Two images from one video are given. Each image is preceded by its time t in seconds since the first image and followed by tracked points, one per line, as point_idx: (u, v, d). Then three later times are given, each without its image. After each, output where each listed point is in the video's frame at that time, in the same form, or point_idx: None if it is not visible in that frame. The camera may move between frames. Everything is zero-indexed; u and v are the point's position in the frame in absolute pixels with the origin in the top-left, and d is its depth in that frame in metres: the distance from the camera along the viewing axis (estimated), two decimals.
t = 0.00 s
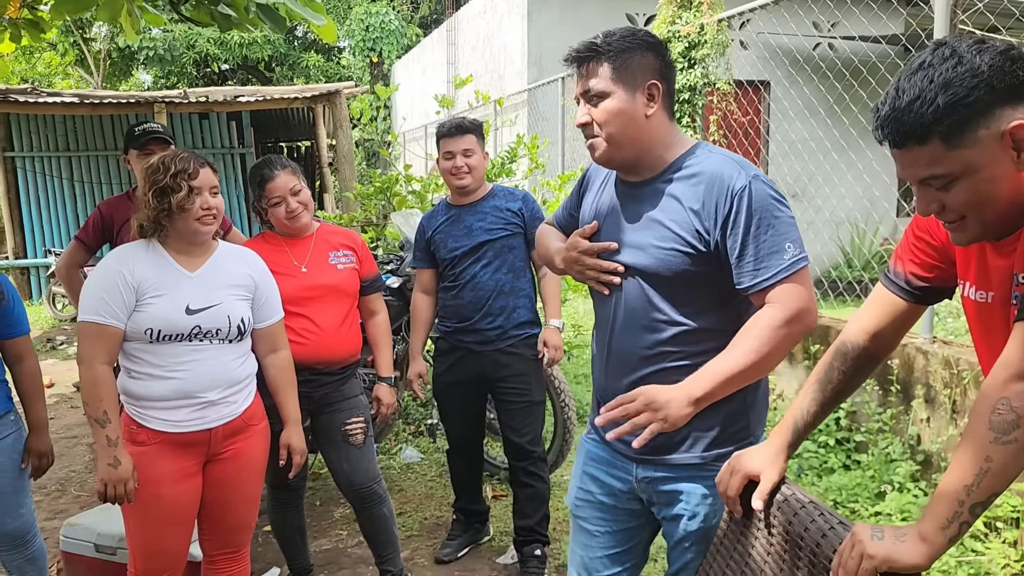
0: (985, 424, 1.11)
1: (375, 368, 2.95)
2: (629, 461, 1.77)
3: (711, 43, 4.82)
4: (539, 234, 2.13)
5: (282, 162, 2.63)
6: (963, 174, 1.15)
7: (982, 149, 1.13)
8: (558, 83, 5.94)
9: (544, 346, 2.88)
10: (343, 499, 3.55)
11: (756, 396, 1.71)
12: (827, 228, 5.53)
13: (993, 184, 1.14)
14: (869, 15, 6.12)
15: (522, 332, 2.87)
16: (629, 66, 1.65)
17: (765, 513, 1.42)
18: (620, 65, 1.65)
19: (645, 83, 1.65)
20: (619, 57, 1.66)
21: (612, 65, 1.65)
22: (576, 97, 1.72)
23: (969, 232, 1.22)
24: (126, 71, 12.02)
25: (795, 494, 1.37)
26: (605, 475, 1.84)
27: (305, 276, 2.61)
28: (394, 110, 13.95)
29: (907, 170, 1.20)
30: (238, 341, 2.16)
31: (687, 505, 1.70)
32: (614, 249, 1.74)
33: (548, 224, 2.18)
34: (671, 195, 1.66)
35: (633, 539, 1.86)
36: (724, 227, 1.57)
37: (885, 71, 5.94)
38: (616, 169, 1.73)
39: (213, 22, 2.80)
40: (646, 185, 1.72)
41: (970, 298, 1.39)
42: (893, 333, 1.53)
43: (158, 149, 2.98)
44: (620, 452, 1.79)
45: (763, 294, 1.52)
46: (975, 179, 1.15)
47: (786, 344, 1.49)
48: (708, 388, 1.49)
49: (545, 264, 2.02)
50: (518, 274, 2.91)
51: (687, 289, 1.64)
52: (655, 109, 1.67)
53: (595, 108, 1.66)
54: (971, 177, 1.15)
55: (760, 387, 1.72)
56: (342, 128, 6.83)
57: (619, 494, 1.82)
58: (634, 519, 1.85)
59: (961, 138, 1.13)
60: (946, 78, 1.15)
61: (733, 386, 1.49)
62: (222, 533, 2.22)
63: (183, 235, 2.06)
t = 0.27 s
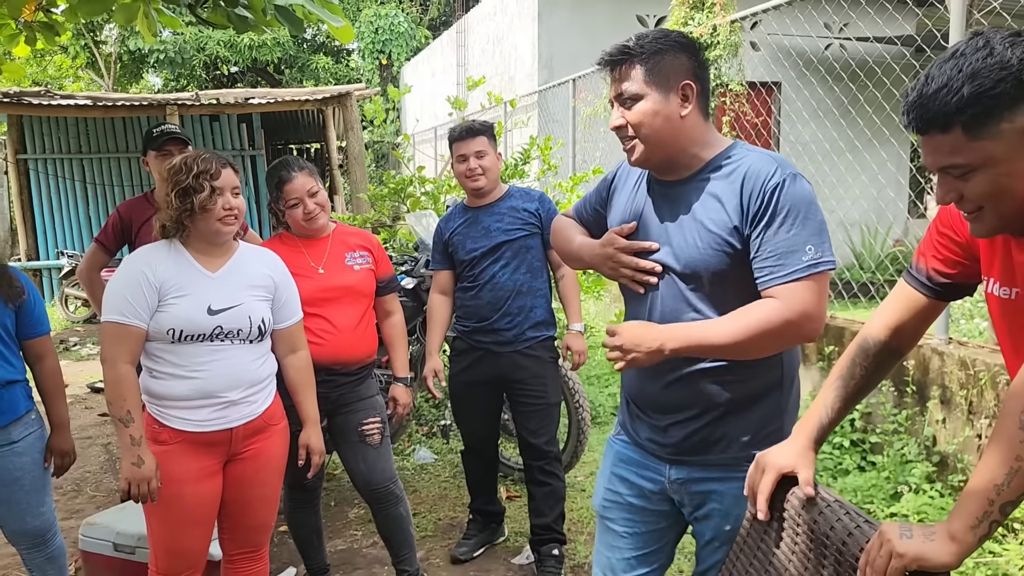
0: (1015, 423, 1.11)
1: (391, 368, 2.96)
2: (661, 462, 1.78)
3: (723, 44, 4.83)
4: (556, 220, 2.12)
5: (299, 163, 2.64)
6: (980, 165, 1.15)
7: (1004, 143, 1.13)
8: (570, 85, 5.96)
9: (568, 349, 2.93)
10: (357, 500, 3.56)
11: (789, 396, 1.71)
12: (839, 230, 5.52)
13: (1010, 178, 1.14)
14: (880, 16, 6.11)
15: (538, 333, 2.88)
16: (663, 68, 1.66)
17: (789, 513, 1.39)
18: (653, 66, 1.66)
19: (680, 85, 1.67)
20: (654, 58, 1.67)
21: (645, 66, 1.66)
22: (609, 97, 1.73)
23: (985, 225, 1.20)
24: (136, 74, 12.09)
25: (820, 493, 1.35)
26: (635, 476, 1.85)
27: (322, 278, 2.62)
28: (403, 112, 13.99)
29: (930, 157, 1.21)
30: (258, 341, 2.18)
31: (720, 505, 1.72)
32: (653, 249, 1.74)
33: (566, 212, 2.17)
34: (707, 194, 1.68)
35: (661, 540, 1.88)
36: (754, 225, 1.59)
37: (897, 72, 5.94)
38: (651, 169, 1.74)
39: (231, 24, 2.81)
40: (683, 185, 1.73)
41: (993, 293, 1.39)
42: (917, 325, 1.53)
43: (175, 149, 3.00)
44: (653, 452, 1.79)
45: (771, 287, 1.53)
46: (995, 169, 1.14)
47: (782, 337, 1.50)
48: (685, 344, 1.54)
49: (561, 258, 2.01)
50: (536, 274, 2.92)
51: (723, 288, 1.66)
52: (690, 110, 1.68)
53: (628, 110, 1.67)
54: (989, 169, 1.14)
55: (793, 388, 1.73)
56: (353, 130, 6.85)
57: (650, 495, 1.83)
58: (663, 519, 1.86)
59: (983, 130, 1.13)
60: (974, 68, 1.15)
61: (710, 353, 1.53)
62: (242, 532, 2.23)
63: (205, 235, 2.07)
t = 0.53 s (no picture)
0: None
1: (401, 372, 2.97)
2: (682, 469, 1.79)
3: (733, 47, 4.82)
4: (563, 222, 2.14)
5: (310, 168, 2.65)
6: (979, 148, 1.11)
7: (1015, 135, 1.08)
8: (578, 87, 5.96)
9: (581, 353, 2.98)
10: (366, 502, 3.58)
11: (808, 400, 1.74)
12: (847, 232, 5.51)
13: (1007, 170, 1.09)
14: (890, 18, 6.09)
15: (544, 337, 2.89)
16: (684, 78, 1.67)
17: (803, 521, 1.40)
18: (675, 76, 1.67)
19: (700, 95, 1.67)
20: (674, 69, 1.68)
21: (666, 76, 1.67)
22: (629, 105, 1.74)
23: (977, 211, 1.16)
24: (144, 75, 12.15)
25: (835, 501, 1.35)
26: (655, 483, 1.86)
27: (331, 283, 2.64)
28: (410, 113, 14.02)
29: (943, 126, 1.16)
30: (271, 345, 2.19)
31: (741, 511, 1.73)
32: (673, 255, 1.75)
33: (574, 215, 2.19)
34: (723, 203, 1.68)
35: (678, 546, 1.89)
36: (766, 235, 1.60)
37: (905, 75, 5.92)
38: (670, 180, 1.74)
39: (241, 29, 2.81)
40: (701, 195, 1.73)
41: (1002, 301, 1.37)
42: (919, 328, 1.54)
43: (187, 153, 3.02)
44: (673, 459, 1.80)
45: (755, 287, 1.55)
46: (993, 158, 1.10)
47: (760, 343, 1.52)
48: (672, 325, 1.60)
49: (565, 261, 2.03)
50: (543, 279, 2.93)
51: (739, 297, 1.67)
52: (709, 121, 1.68)
53: (648, 119, 1.68)
54: (989, 154, 1.10)
55: (812, 394, 1.75)
56: (361, 132, 6.87)
57: (669, 501, 1.84)
58: (681, 525, 1.87)
59: (998, 116, 1.08)
60: None
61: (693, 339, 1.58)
62: (254, 535, 2.24)
63: (219, 241, 2.10)
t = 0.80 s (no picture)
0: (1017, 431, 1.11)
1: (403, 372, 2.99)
2: (685, 469, 1.80)
3: (735, 50, 4.82)
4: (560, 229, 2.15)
5: (315, 169, 2.67)
6: (963, 121, 1.15)
7: (996, 110, 1.12)
8: (581, 88, 5.98)
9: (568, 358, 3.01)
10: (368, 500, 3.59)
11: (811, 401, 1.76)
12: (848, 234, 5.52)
13: (982, 144, 1.14)
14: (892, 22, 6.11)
15: (538, 338, 2.91)
16: (687, 80, 1.69)
17: (800, 519, 1.41)
18: (679, 77, 1.69)
19: (703, 98, 1.69)
20: (678, 70, 1.69)
21: (670, 77, 1.69)
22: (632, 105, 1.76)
23: (955, 186, 1.20)
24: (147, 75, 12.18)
25: (832, 499, 1.37)
26: (657, 483, 1.87)
27: (334, 282, 2.65)
28: (413, 114, 14.04)
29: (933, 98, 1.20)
30: (276, 342, 2.21)
31: (743, 511, 1.74)
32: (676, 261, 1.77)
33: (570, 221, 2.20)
34: (725, 205, 1.70)
35: (679, 545, 1.90)
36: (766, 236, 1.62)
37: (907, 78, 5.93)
38: (671, 182, 1.76)
39: (246, 30, 2.83)
40: (701, 197, 1.74)
41: (984, 287, 1.39)
42: (920, 327, 1.54)
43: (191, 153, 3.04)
44: (677, 460, 1.81)
45: (768, 294, 1.56)
46: (971, 131, 1.14)
47: (767, 347, 1.53)
48: (677, 330, 1.62)
49: (566, 269, 2.04)
50: (538, 281, 2.94)
51: (738, 297, 1.69)
52: (711, 123, 1.70)
53: (650, 117, 1.70)
54: (969, 127, 1.14)
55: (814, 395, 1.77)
56: (363, 132, 6.88)
57: (672, 500, 1.85)
58: (682, 525, 1.89)
59: (984, 91, 1.12)
60: None
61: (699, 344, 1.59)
62: (258, 532, 2.26)
63: (226, 239, 2.11)
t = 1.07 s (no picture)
0: (997, 421, 1.10)
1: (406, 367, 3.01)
2: (683, 468, 1.81)
3: (738, 49, 4.80)
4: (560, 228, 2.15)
5: (319, 164, 2.67)
6: (924, 87, 1.19)
7: (957, 77, 1.17)
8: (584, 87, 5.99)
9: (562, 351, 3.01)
10: (370, 496, 3.61)
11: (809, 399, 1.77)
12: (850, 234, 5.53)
13: (940, 111, 1.19)
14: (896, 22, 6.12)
15: (536, 334, 2.91)
16: (690, 75, 1.69)
17: (796, 512, 1.42)
18: (681, 73, 1.69)
19: (705, 93, 1.70)
20: (680, 65, 1.70)
21: (673, 72, 1.69)
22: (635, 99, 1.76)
23: (913, 153, 1.25)
24: (151, 71, 12.20)
25: (828, 493, 1.38)
26: (655, 482, 1.88)
27: (337, 278, 2.66)
28: (417, 112, 14.06)
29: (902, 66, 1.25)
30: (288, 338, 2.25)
31: (741, 509, 1.75)
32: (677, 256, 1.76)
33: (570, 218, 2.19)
34: (724, 199, 1.72)
35: (678, 543, 1.92)
36: (764, 229, 1.64)
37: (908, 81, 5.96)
38: (675, 177, 1.76)
39: (250, 26, 2.84)
40: (702, 194, 1.76)
41: (930, 265, 1.41)
42: (892, 313, 1.55)
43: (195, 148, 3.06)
44: (675, 459, 1.82)
45: (763, 288, 1.58)
46: (931, 97, 1.19)
47: (762, 341, 1.55)
48: (673, 318, 1.64)
49: (566, 267, 2.04)
50: (538, 277, 2.95)
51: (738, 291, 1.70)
52: (714, 119, 1.70)
53: (654, 114, 1.70)
54: (929, 93, 1.19)
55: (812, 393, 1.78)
56: (367, 129, 6.89)
57: (670, 499, 1.86)
58: (681, 523, 1.90)
59: (947, 57, 1.17)
60: (994, 3, 1.16)
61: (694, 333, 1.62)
62: (261, 525, 2.27)
63: (240, 227, 2.12)
